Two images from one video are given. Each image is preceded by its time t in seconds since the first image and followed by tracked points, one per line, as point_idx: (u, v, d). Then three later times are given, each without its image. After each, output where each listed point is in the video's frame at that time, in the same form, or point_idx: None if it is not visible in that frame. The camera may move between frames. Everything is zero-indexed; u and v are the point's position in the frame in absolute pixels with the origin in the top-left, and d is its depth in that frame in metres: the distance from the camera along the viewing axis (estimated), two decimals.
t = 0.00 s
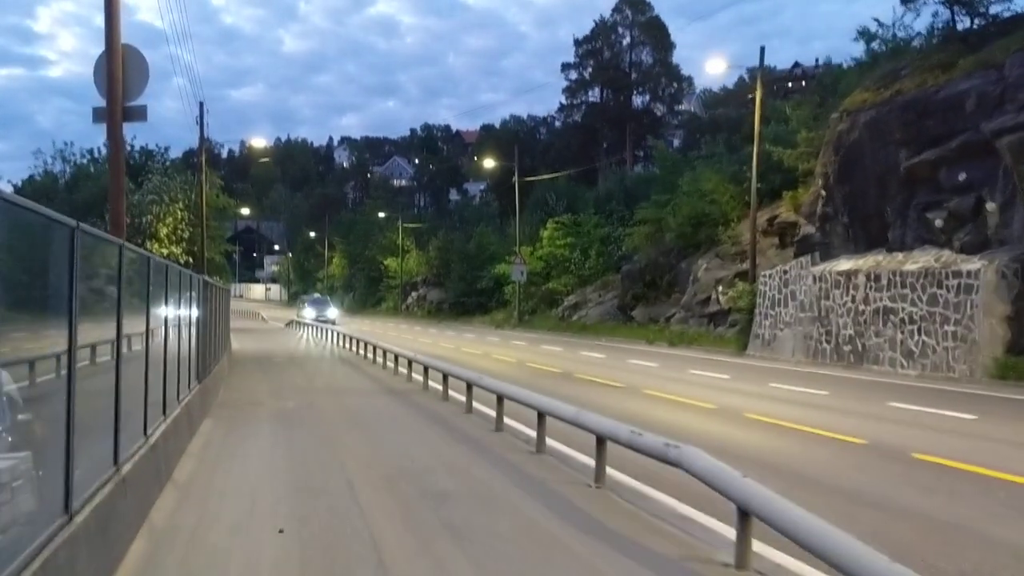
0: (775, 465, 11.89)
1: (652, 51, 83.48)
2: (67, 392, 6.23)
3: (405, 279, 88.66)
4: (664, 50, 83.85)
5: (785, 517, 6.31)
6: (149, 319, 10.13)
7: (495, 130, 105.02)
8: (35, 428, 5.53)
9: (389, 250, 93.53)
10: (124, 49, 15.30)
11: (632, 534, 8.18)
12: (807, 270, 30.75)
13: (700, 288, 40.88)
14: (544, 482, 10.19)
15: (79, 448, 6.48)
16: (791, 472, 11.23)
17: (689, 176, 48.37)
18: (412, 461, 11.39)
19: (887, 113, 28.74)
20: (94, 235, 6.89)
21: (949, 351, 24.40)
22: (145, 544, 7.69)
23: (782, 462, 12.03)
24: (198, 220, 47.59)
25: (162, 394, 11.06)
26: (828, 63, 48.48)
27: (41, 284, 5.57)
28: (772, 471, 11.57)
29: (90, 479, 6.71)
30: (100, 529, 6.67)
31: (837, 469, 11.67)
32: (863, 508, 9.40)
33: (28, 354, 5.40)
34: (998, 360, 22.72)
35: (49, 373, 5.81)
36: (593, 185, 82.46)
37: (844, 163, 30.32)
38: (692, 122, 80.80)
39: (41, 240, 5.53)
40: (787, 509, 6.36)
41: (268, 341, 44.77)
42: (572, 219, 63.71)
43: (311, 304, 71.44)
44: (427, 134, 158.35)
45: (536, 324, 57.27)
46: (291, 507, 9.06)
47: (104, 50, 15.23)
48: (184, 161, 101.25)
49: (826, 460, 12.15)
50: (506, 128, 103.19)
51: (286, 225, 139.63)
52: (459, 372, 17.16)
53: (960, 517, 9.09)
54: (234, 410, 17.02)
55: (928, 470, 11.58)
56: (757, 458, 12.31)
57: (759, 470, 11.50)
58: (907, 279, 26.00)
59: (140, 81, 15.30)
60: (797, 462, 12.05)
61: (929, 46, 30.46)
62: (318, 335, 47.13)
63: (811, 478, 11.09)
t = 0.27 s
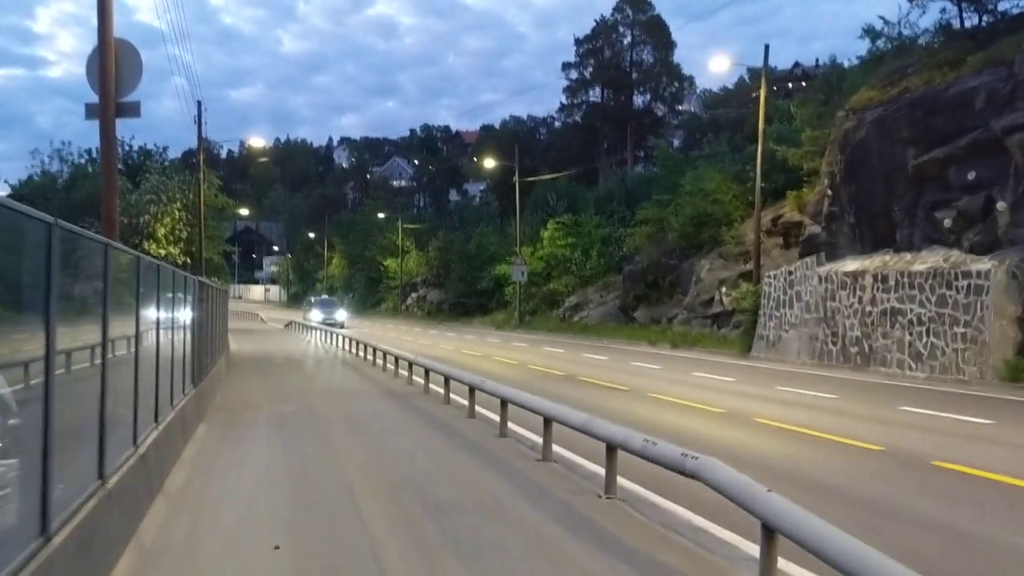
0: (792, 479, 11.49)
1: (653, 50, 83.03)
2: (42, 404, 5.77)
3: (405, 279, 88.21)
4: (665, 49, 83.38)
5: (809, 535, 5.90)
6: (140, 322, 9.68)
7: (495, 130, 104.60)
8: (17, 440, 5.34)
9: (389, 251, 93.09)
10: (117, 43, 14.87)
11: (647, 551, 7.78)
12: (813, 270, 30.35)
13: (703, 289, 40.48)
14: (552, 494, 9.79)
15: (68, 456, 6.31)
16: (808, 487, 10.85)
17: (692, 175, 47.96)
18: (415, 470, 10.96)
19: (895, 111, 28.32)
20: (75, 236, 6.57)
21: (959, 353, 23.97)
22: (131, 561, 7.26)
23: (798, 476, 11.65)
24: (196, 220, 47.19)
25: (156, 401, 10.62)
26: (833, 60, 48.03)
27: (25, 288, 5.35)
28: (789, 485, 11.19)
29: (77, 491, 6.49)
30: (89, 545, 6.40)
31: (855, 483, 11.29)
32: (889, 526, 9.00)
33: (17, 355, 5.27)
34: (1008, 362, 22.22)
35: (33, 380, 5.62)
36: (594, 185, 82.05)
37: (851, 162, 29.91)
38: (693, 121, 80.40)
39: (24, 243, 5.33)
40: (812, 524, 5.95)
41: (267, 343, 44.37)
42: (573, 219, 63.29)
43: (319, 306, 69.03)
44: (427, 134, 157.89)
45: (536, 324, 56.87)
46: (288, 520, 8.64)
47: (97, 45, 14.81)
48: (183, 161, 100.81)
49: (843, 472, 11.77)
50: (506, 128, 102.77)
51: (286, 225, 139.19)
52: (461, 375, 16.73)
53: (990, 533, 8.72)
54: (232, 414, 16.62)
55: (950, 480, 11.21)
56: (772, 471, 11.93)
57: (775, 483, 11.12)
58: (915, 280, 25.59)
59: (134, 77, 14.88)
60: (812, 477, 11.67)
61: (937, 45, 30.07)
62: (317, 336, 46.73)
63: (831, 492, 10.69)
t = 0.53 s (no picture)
0: (811, 485, 11.13)
1: (654, 49, 82.62)
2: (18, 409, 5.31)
3: (405, 279, 87.78)
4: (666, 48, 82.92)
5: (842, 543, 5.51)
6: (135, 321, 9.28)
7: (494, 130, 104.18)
8: None
9: (388, 251, 92.64)
10: (112, 36, 14.48)
11: (666, 560, 7.41)
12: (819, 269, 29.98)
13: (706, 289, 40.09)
14: (564, 501, 9.41)
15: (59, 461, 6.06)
16: (828, 493, 10.49)
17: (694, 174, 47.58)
18: (420, 476, 10.56)
19: (904, 108, 27.93)
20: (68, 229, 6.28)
21: (969, 353, 23.59)
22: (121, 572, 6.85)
23: (817, 483, 11.28)
24: (195, 220, 46.83)
25: (151, 403, 10.21)
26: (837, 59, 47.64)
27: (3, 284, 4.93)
28: (807, 491, 10.82)
29: (65, 500, 6.13)
30: (80, 554, 6.10)
31: (877, 488, 10.94)
32: (918, 535, 8.64)
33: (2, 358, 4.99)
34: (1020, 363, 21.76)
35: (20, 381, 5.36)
36: (594, 185, 81.68)
37: (858, 160, 29.53)
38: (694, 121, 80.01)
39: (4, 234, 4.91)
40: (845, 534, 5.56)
41: (267, 343, 44.00)
42: (574, 219, 62.91)
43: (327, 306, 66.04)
44: (426, 135, 157.42)
45: (537, 324, 56.49)
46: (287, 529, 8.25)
47: (92, 39, 14.42)
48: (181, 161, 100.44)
49: (864, 478, 11.41)
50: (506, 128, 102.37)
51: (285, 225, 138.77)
52: (464, 375, 16.34)
53: None
54: (230, 416, 16.22)
55: (976, 486, 10.86)
56: (789, 477, 11.56)
57: (795, 489, 10.75)
58: (924, 279, 25.21)
59: (129, 71, 14.49)
60: (832, 483, 11.30)
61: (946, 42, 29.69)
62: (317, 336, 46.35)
63: (853, 499, 10.32)
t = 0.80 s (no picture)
0: (836, 492, 10.73)
1: (656, 47, 82.16)
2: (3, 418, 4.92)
3: (405, 279, 87.37)
4: (668, 46, 82.40)
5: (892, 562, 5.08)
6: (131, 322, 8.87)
7: (496, 129, 103.71)
8: None
9: (389, 250, 92.21)
10: (109, 26, 14.02)
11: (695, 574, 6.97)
12: (828, 269, 29.54)
13: (712, 289, 39.64)
14: (582, 510, 8.96)
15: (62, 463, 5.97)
16: (856, 500, 10.04)
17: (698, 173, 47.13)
18: (430, 483, 10.11)
19: (915, 105, 27.48)
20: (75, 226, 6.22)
21: (983, 354, 23.14)
22: None
23: (841, 489, 10.84)
24: (195, 218, 46.34)
25: (148, 407, 9.77)
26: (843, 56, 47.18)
27: None
28: (833, 498, 10.37)
29: (52, 514, 5.71)
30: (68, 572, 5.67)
31: (906, 495, 10.54)
32: (956, 546, 8.21)
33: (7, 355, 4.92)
34: None
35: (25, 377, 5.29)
36: (597, 184, 81.21)
37: (868, 158, 29.09)
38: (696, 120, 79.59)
39: None
40: (895, 552, 5.13)
41: (267, 343, 43.54)
42: (577, 218, 62.48)
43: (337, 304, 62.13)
44: (426, 135, 156.92)
45: (540, 324, 56.04)
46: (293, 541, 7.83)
47: (89, 29, 13.96)
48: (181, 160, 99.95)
49: (890, 484, 10.97)
50: (507, 127, 101.90)
51: (285, 224, 138.32)
52: (472, 376, 15.87)
53: None
54: (230, 419, 15.78)
55: (1009, 493, 10.46)
56: (813, 482, 11.11)
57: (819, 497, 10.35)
58: (936, 278, 24.77)
59: (126, 63, 14.03)
60: (858, 488, 10.89)
61: (956, 37, 29.28)
62: (318, 336, 45.88)
63: (883, 506, 9.91)
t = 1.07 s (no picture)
0: (858, 496, 10.33)
1: (659, 44, 81.68)
2: None
3: (406, 277, 87.02)
4: (670, 43, 81.93)
5: None
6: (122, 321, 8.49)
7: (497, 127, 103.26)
8: None
9: (389, 249, 91.81)
10: (103, 14, 13.57)
11: None
12: (836, 267, 29.12)
13: (716, 287, 39.23)
14: (596, 517, 8.56)
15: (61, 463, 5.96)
16: (880, 507, 9.64)
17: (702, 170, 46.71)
18: (436, 489, 9.66)
19: (925, 100, 27.06)
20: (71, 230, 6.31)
21: (995, 353, 22.73)
22: None
23: (865, 495, 10.40)
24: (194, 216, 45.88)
25: (141, 409, 9.36)
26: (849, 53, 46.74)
27: None
28: (856, 504, 9.98)
29: (34, 528, 5.30)
30: None
31: (932, 500, 10.13)
32: (994, 557, 7.78)
33: None
34: None
35: (25, 375, 5.34)
36: (598, 182, 80.76)
37: (877, 154, 28.67)
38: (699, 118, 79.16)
39: None
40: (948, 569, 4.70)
41: (267, 342, 43.12)
42: (579, 216, 62.04)
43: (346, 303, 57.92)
44: (427, 133, 156.47)
45: (542, 323, 55.60)
46: (290, 551, 7.41)
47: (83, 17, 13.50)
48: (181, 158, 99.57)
49: (915, 489, 10.54)
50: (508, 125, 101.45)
51: (284, 223, 137.85)
52: (477, 375, 15.42)
53: None
54: (228, 419, 15.34)
55: None
56: (835, 487, 10.67)
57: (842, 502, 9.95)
58: (947, 276, 24.34)
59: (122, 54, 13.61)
60: (881, 493, 10.49)
61: (966, 32, 28.87)
62: (318, 335, 45.45)
63: (910, 513, 9.51)
